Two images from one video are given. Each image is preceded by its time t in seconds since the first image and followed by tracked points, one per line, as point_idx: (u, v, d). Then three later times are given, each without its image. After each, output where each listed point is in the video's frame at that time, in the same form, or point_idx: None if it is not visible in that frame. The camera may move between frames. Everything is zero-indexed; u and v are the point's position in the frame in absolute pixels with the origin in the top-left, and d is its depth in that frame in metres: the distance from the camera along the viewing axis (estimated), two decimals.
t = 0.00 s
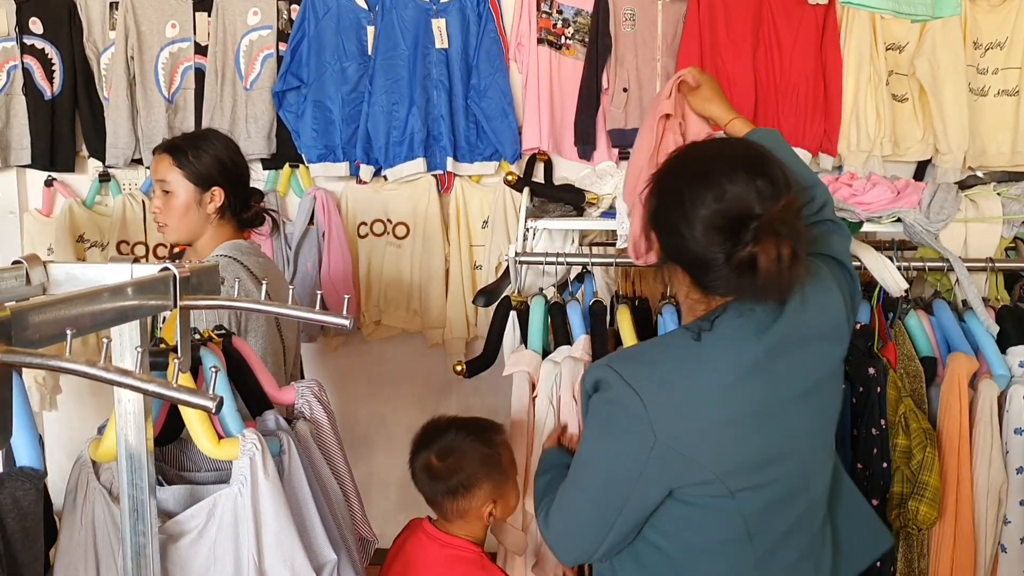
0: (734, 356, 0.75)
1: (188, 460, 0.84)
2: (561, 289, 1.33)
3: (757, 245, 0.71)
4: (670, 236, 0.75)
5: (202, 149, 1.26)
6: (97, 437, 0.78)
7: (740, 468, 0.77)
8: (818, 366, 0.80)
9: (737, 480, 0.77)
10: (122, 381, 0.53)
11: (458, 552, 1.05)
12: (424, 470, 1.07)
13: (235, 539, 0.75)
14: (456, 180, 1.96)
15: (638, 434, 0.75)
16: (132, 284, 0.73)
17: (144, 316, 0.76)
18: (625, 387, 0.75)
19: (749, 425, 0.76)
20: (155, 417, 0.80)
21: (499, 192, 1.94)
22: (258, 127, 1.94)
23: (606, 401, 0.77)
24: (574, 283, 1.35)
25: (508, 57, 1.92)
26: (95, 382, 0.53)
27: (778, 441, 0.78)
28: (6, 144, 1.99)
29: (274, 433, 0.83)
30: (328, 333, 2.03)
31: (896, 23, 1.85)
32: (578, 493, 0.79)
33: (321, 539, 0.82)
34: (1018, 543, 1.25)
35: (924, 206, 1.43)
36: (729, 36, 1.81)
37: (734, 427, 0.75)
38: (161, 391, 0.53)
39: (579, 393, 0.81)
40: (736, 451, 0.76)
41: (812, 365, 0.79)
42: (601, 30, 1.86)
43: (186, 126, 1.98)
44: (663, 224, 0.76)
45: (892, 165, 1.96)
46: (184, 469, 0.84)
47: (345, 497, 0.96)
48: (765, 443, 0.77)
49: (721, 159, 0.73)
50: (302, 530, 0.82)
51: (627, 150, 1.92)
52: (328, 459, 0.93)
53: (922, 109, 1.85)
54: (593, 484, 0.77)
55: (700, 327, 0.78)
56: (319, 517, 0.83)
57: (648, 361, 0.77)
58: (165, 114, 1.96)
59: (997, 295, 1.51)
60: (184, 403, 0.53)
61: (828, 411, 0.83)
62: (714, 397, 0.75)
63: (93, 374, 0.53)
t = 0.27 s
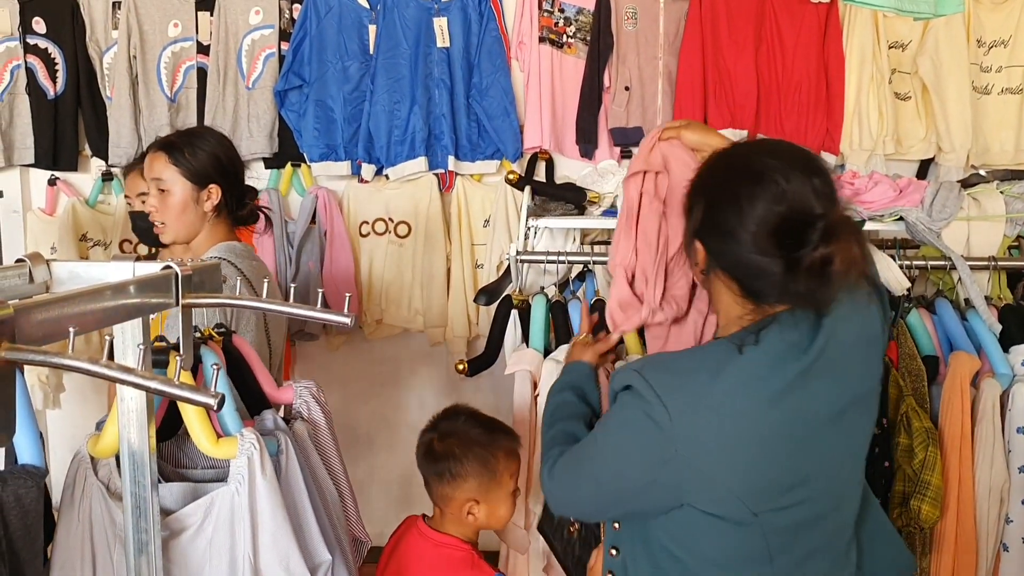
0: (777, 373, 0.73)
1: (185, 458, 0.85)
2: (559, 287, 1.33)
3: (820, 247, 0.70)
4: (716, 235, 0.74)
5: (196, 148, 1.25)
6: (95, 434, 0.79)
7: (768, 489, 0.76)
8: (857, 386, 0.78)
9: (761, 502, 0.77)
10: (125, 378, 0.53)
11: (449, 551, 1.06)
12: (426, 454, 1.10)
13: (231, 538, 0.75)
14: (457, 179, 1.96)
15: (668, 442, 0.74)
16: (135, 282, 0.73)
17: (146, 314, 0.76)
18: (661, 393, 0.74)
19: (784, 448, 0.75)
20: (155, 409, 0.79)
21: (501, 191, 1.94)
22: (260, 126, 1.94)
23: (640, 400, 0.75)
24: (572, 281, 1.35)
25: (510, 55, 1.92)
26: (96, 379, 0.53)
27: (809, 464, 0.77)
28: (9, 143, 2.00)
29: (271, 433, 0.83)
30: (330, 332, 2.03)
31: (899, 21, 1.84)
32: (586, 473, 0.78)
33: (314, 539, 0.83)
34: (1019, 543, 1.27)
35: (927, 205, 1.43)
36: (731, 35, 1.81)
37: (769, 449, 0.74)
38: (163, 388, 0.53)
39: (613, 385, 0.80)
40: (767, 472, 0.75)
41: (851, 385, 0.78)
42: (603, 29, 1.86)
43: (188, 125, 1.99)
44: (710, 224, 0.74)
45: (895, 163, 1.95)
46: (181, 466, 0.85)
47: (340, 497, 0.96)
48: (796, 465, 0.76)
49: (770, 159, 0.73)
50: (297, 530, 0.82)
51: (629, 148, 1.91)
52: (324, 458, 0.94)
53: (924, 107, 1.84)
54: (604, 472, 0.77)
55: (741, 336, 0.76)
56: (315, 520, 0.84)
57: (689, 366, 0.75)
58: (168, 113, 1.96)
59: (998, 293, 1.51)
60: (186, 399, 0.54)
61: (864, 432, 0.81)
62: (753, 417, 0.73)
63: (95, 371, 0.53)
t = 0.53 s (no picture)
0: (812, 383, 0.74)
1: (185, 455, 0.85)
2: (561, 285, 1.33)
3: (871, 260, 0.71)
4: (760, 237, 0.75)
5: (189, 143, 1.26)
6: (94, 431, 0.79)
7: (782, 498, 0.77)
8: (880, 401, 0.79)
9: (774, 508, 0.78)
10: (126, 376, 0.53)
11: (440, 548, 1.07)
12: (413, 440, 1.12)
13: (231, 536, 0.76)
14: (459, 177, 1.97)
15: (695, 444, 0.73)
16: (137, 279, 0.73)
17: (148, 312, 0.76)
18: (695, 390, 0.73)
19: (804, 460, 0.76)
20: (156, 404, 0.75)
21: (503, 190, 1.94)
22: (263, 124, 1.94)
23: (671, 395, 0.74)
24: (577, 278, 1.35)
25: (512, 53, 1.92)
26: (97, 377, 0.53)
27: (824, 475, 0.78)
28: (11, 142, 2.00)
29: (272, 432, 0.84)
30: (332, 329, 2.03)
31: (902, 19, 1.84)
32: (597, 452, 0.77)
33: (313, 541, 0.83)
34: (1021, 541, 1.27)
35: (929, 202, 1.44)
36: (734, 33, 1.81)
37: (789, 459, 0.75)
38: (164, 384, 0.53)
39: (640, 373, 0.78)
40: (784, 481, 0.76)
41: (876, 399, 0.78)
42: (605, 27, 1.85)
43: (190, 123, 1.99)
44: (753, 227, 0.75)
45: (898, 161, 1.95)
46: (180, 463, 0.85)
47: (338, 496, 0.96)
48: (816, 476, 0.77)
49: (819, 163, 0.73)
50: (297, 531, 0.82)
51: (631, 147, 1.91)
52: (324, 458, 0.94)
53: (927, 106, 1.84)
54: (620, 458, 0.75)
55: (780, 341, 0.76)
56: (314, 520, 0.84)
57: (722, 369, 0.75)
58: (170, 111, 1.96)
59: (999, 290, 1.51)
60: (186, 396, 0.54)
61: (882, 447, 0.82)
62: (780, 428, 0.74)
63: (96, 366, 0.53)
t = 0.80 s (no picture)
0: (836, 379, 0.75)
1: (189, 452, 0.85)
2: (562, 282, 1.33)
3: (898, 246, 0.73)
4: (782, 226, 0.75)
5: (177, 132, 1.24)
6: (99, 429, 0.79)
7: (796, 496, 0.78)
8: (895, 402, 0.80)
9: (790, 504, 0.79)
10: (127, 372, 0.53)
11: (428, 538, 1.12)
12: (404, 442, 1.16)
13: (236, 532, 0.76)
14: (462, 174, 1.97)
15: (722, 433, 0.74)
16: (139, 277, 0.73)
17: (151, 309, 0.76)
18: (725, 377, 0.74)
19: (823, 458, 0.77)
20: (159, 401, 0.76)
21: (506, 187, 1.94)
22: (266, 122, 1.94)
23: (700, 382, 0.75)
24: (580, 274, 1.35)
25: (515, 51, 1.92)
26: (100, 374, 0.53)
27: (837, 475, 0.79)
28: (15, 140, 2.00)
29: (276, 429, 0.84)
30: (335, 327, 2.03)
31: (905, 16, 1.84)
32: (620, 426, 0.76)
33: (320, 537, 0.83)
34: None
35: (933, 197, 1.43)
36: (737, 30, 1.81)
37: (808, 457, 0.76)
38: (167, 381, 0.53)
39: (664, 357, 0.78)
40: (800, 478, 0.77)
41: (892, 399, 0.80)
42: (608, 24, 1.85)
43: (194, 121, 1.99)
44: (774, 217, 0.76)
45: (901, 158, 1.95)
46: (184, 460, 0.85)
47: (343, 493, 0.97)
48: (833, 473, 0.78)
49: (837, 153, 0.75)
50: (303, 526, 0.83)
51: (634, 144, 1.91)
52: (328, 454, 0.94)
53: (931, 102, 1.84)
54: (642, 435, 0.75)
55: (812, 332, 0.77)
56: (319, 515, 0.84)
57: (750, 360, 0.75)
58: (173, 108, 1.96)
59: (1002, 287, 1.51)
60: (188, 394, 0.53)
61: (891, 447, 0.82)
62: (802, 425, 0.74)
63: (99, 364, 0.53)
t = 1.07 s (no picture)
0: (862, 377, 0.77)
1: (192, 451, 0.85)
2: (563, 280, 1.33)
3: (915, 239, 0.74)
4: (805, 226, 0.75)
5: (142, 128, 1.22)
6: (102, 430, 0.80)
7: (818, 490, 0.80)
8: (911, 400, 0.83)
9: (810, 497, 0.81)
10: (127, 373, 0.53)
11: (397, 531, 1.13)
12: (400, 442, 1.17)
13: (241, 531, 0.76)
14: (462, 172, 1.97)
15: (755, 427, 0.75)
16: (139, 277, 0.73)
17: (150, 309, 0.76)
18: (762, 371, 0.75)
19: (847, 454, 0.79)
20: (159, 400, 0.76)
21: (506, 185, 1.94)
22: (266, 121, 1.94)
23: (735, 375, 0.76)
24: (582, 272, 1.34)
25: (515, 50, 1.92)
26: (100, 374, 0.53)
27: (860, 469, 0.81)
28: (15, 139, 2.00)
29: (280, 426, 0.84)
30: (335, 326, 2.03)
31: (903, 15, 1.85)
32: (644, 405, 0.77)
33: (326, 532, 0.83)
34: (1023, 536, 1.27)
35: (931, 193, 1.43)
36: (737, 29, 1.81)
37: (832, 451, 0.78)
38: (166, 381, 0.53)
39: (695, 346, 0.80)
40: (823, 472, 0.79)
41: (909, 396, 0.82)
42: (608, 23, 1.86)
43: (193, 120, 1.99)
44: (794, 219, 0.76)
45: (900, 157, 1.95)
46: (189, 459, 0.85)
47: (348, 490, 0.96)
48: (851, 469, 0.80)
49: (848, 149, 0.76)
50: (309, 524, 0.82)
51: (633, 143, 1.92)
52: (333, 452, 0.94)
53: (930, 101, 1.84)
54: (674, 419, 0.76)
55: (843, 329, 0.78)
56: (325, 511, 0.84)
57: (783, 358, 0.77)
58: (173, 107, 1.96)
59: (1000, 285, 1.52)
60: (188, 393, 0.53)
61: (897, 441, 0.84)
62: (827, 421, 0.76)
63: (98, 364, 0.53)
